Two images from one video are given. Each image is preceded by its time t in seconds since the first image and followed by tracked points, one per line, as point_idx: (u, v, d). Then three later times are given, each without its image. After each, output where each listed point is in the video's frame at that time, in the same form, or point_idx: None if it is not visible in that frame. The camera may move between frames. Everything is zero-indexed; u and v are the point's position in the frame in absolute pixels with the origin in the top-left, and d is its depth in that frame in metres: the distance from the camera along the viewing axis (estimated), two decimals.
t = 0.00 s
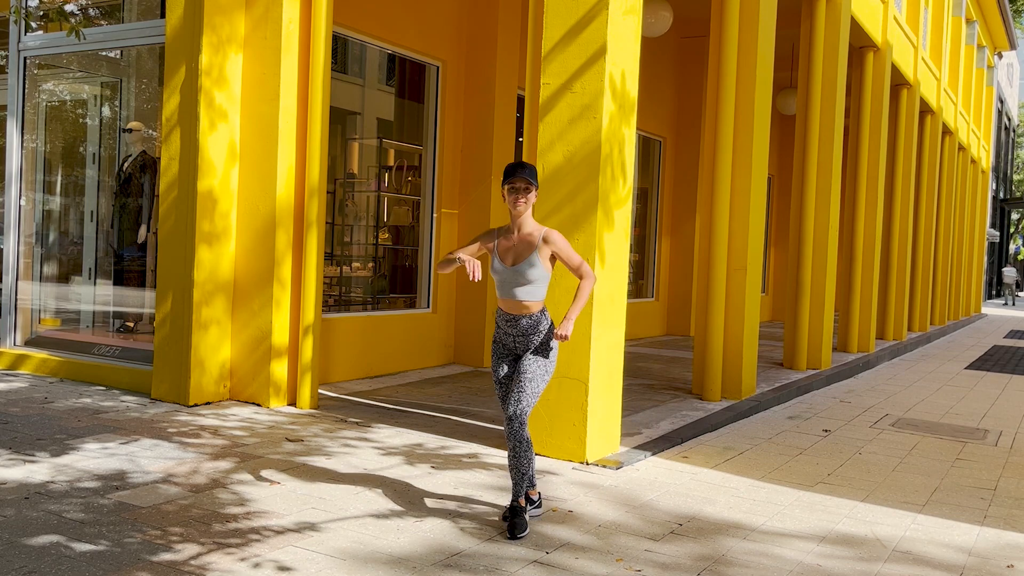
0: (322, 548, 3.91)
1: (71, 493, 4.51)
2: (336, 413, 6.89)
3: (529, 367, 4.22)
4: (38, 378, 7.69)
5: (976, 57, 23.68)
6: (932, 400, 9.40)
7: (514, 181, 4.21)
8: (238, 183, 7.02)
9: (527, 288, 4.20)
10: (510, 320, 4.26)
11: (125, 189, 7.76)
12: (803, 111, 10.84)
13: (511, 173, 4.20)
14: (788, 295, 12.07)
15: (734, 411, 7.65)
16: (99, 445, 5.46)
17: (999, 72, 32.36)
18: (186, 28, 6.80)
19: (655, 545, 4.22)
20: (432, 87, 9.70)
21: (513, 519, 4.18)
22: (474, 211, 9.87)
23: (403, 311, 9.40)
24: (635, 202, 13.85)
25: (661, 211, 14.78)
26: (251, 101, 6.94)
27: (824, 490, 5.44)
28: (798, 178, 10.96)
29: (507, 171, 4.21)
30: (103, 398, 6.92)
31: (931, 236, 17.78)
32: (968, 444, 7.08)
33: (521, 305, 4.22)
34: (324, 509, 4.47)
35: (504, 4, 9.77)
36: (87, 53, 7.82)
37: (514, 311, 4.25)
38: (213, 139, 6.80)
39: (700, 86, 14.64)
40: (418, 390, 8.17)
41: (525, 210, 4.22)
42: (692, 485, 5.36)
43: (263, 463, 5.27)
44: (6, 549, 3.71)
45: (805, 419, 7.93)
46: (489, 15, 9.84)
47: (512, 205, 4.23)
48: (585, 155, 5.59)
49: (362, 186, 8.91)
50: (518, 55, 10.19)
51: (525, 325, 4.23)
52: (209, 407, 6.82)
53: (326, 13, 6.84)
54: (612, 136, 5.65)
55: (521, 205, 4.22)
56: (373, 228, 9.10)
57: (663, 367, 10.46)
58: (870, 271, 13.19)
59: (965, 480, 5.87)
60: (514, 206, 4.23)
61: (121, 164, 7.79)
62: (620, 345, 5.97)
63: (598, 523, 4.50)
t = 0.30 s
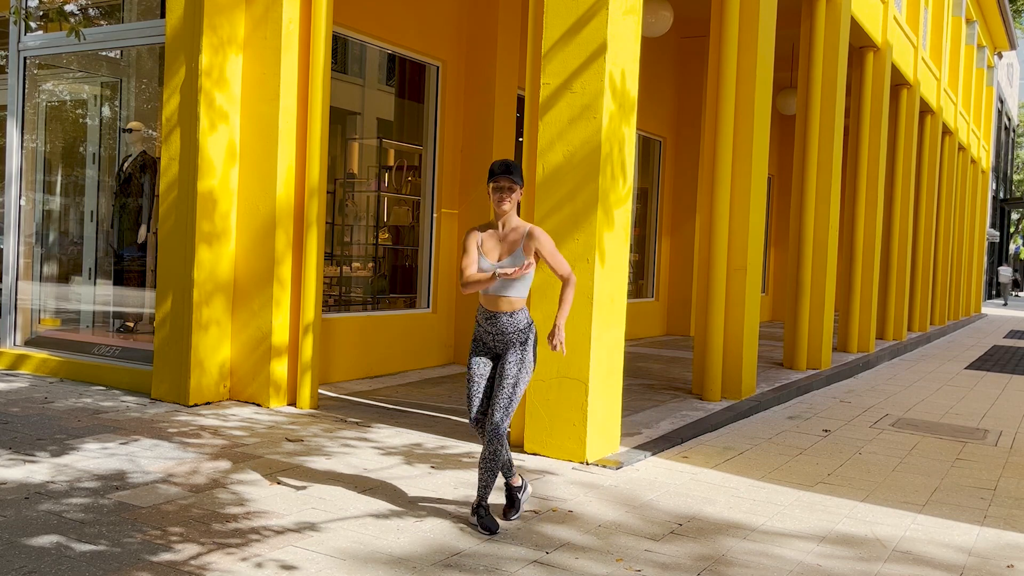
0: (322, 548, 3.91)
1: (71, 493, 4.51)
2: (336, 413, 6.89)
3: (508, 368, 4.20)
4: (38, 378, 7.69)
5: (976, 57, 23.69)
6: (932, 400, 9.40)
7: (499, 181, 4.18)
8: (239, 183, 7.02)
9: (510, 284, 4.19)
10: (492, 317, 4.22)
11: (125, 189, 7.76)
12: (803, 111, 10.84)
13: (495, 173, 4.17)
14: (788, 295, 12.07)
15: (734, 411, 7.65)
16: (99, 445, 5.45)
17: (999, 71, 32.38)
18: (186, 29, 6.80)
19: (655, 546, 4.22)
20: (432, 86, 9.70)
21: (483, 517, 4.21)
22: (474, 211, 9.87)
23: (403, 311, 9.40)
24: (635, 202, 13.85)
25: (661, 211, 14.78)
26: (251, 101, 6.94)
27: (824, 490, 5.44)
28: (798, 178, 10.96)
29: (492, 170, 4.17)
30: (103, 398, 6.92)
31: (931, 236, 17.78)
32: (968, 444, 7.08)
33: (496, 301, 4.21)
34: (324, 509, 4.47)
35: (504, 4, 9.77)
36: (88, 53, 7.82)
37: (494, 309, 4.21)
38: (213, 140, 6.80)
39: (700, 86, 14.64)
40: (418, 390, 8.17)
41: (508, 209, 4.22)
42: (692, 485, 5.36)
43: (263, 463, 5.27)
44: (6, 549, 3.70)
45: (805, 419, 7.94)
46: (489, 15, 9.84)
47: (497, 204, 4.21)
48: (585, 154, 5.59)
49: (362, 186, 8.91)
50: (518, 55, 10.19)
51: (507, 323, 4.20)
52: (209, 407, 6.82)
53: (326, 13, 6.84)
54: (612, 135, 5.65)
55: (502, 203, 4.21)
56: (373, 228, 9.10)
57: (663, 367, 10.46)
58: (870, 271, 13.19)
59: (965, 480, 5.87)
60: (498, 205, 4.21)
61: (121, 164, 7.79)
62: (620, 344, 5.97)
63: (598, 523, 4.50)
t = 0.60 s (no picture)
0: (322, 548, 3.91)
1: (71, 493, 4.51)
2: (336, 413, 6.89)
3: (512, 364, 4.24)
4: (38, 378, 7.69)
5: (976, 57, 23.70)
6: (932, 400, 9.39)
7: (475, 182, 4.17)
8: (239, 183, 7.02)
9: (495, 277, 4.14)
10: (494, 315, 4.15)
11: (125, 189, 7.76)
12: (803, 111, 10.84)
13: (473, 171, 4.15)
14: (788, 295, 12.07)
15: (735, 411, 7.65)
16: (99, 445, 5.45)
17: (999, 71, 32.39)
18: (186, 29, 6.80)
19: (655, 545, 4.22)
20: (432, 86, 9.69)
21: (483, 517, 4.20)
22: (474, 211, 9.87)
23: (403, 311, 9.40)
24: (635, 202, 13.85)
25: (661, 211, 14.78)
26: (251, 101, 6.94)
27: (824, 490, 5.44)
28: (798, 178, 10.96)
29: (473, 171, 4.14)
30: (103, 398, 6.92)
31: (931, 236, 17.78)
32: (968, 444, 7.08)
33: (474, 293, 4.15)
34: (324, 509, 4.46)
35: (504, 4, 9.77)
36: (88, 53, 7.82)
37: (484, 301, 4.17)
38: (213, 140, 6.80)
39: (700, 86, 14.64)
40: (418, 390, 8.17)
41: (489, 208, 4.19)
42: (692, 485, 5.35)
43: (263, 463, 5.26)
44: (6, 549, 3.70)
45: (805, 419, 7.93)
46: (489, 15, 9.84)
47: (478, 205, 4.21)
48: (585, 154, 5.59)
49: (362, 186, 8.90)
50: (518, 55, 10.19)
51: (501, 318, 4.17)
52: (209, 407, 6.82)
53: (326, 13, 6.84)
54: (612, 135, 5.65)
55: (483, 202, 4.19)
56: (373, 228, 9.10)
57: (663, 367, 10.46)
58: (870, 271, 13.19)
59: (965, 480, 5.87)
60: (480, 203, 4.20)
61: (121, 164, 7.78)
62: (620, 344, 5.97)
63: (598, 523, 4.50)
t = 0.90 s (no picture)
0: (322, 548, 3.91)
1: (72, 493, 4.51)
2: (336, 413, 6.89)
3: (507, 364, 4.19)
4: (38, 378, 7.69)
5: (976, 57, 23.71)
6: (932, 400, 9.39)
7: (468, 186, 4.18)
8: (239, 184, 7.02)
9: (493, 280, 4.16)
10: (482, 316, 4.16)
11: (125, 189, 7.76)
12: (803, 111, 10.84)
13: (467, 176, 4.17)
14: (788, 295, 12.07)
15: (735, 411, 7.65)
16: (99, 445, 5.45)
17: (999, 71, 32.39)
18: (186, 29, 6.80)
19: (655, 545, 4.22)
20: (432, 86, 9.69)
21: (483, 517, 4.21)
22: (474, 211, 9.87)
23: (403, 311, 9.41)
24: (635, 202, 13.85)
25: (661, 210, 14.78)
26: (251, 102, 6.94)
27: (825, 490, 5.44)
28: (798, 178, 10.96)
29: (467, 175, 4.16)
30: (103, 398, 6.92)
31: (931, 236, 17.78)
32: (968, 444, 7.08)
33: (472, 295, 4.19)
34: (324, 509, 4.46)
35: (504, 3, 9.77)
36: (88, 53, 7.82)
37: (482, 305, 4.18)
38: (213, 141, 6.80)
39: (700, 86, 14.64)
40: (418, 390, 8.17)
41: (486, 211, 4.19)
42: (692, 485, 5.35)
43: (263, 463, 5.26)
44: (6, 549, 3.70)
45: (805, 419, 7.93)
46: (489, 15, 9.84)
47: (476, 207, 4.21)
48: (586, 155, 5.59)
49: (362, 186, 8.90)
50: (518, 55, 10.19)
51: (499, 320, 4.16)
52: (209, 407, 6.82)
53: (326, 14, 6.84)
54: (612, 137, 5.65)
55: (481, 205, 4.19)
56: (373, 228, 9.10)
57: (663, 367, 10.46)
58: (870, 271, 13.19)
59: (965, 480, 5.87)
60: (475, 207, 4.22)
61: (121, 164, 7.79)
62: (620, 345, 5.97)
63: (598, 523, 4.50)
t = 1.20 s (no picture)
0: (323, 547, 3.91)
1: (72, 493, 4.51)
2: (336, 413, 6.89)
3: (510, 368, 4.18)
4: (38, 378, 7.70)
5: (976, 57, 23.71)
6: (932, 400, 9.39)
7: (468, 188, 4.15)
8: (239, 185, 7.02)
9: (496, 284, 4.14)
10: (481, 320, 4.16)
11: (125, 189, 7.76)
12: (803, 111, 10.84)
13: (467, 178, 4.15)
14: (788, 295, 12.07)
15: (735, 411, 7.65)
16: (99, 445, 5.45)
17: (999, 70, 32.41)
18: (186, 30, 6.80)
19: (655, 546, 4.22)
20: (432, 87, 9.69)
21: (483, 517, 4.22)
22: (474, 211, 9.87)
23: (403, 311, 9.41)
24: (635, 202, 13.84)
25: (661, 210, 14.78)
26: (251, 102, 6.94)
27: (825, 490, 5.44)
28: (797, 178, 10.95)
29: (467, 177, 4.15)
30: (104, 398, 6.93)
31: (931, 236, 17.77)
32: (968, 444, 7.08)
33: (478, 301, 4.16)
34: (324, 509, 4.46)
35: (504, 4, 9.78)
36: (88, 53, 7.82)
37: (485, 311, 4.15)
38: (213, 142, 6.80)
39: (700, 86, 14.64)
40: (418, 390, 8.17)
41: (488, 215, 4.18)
42: (693, 485, 5.35)
43: (263, 463, 5.26)
44: (6, 549, 3.70)
45: (805, 419, 7.93)
46: (489, 15, 9.84)
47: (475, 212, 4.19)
48: (586, 156, 5.59)
49: (362, 186, 8.91)
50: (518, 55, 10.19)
51: (500, 324, 4.14)
52: (209, 407, 6.82)
53: (326, 14, 6.84)
54: (612, 138, 5.65)
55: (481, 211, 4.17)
56: (373, 229, 9.10)
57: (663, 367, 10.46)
58: (870, 271, 13.18)
59: (965, 480, 5.87)
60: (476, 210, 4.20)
61: (121, 164, 7.78)
62: (620, 345, 5.97)
63: (598, 523, 4.50)
